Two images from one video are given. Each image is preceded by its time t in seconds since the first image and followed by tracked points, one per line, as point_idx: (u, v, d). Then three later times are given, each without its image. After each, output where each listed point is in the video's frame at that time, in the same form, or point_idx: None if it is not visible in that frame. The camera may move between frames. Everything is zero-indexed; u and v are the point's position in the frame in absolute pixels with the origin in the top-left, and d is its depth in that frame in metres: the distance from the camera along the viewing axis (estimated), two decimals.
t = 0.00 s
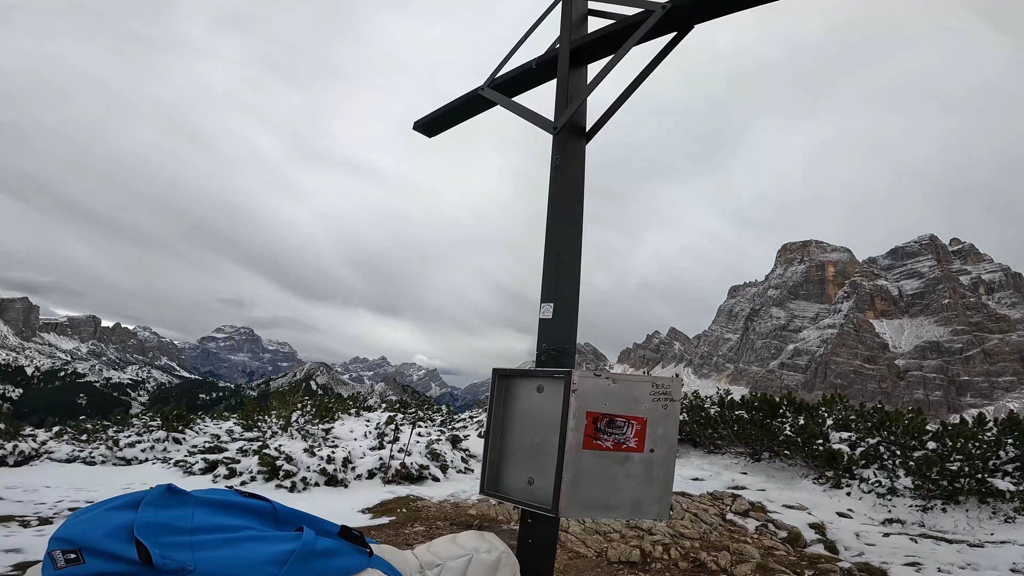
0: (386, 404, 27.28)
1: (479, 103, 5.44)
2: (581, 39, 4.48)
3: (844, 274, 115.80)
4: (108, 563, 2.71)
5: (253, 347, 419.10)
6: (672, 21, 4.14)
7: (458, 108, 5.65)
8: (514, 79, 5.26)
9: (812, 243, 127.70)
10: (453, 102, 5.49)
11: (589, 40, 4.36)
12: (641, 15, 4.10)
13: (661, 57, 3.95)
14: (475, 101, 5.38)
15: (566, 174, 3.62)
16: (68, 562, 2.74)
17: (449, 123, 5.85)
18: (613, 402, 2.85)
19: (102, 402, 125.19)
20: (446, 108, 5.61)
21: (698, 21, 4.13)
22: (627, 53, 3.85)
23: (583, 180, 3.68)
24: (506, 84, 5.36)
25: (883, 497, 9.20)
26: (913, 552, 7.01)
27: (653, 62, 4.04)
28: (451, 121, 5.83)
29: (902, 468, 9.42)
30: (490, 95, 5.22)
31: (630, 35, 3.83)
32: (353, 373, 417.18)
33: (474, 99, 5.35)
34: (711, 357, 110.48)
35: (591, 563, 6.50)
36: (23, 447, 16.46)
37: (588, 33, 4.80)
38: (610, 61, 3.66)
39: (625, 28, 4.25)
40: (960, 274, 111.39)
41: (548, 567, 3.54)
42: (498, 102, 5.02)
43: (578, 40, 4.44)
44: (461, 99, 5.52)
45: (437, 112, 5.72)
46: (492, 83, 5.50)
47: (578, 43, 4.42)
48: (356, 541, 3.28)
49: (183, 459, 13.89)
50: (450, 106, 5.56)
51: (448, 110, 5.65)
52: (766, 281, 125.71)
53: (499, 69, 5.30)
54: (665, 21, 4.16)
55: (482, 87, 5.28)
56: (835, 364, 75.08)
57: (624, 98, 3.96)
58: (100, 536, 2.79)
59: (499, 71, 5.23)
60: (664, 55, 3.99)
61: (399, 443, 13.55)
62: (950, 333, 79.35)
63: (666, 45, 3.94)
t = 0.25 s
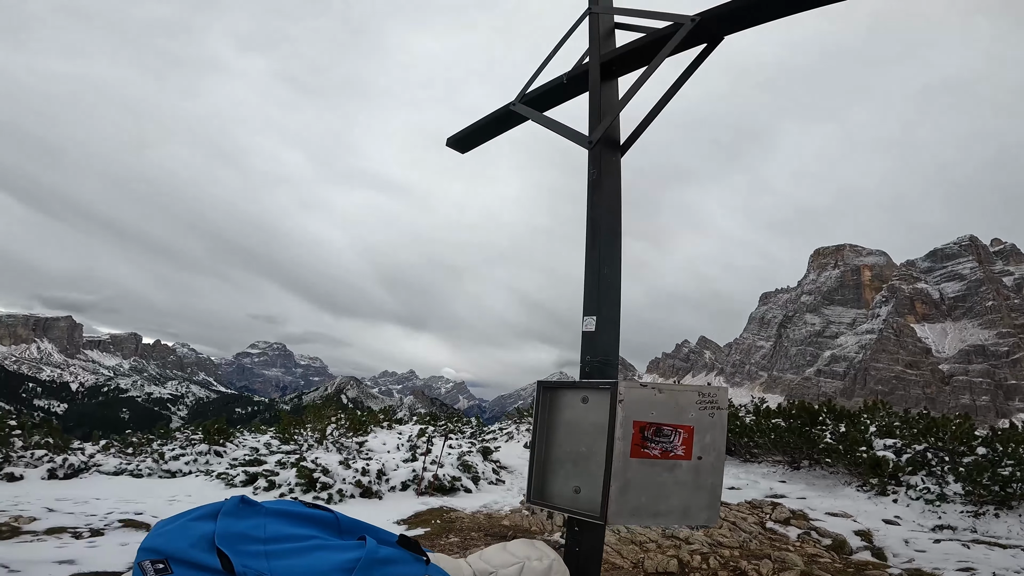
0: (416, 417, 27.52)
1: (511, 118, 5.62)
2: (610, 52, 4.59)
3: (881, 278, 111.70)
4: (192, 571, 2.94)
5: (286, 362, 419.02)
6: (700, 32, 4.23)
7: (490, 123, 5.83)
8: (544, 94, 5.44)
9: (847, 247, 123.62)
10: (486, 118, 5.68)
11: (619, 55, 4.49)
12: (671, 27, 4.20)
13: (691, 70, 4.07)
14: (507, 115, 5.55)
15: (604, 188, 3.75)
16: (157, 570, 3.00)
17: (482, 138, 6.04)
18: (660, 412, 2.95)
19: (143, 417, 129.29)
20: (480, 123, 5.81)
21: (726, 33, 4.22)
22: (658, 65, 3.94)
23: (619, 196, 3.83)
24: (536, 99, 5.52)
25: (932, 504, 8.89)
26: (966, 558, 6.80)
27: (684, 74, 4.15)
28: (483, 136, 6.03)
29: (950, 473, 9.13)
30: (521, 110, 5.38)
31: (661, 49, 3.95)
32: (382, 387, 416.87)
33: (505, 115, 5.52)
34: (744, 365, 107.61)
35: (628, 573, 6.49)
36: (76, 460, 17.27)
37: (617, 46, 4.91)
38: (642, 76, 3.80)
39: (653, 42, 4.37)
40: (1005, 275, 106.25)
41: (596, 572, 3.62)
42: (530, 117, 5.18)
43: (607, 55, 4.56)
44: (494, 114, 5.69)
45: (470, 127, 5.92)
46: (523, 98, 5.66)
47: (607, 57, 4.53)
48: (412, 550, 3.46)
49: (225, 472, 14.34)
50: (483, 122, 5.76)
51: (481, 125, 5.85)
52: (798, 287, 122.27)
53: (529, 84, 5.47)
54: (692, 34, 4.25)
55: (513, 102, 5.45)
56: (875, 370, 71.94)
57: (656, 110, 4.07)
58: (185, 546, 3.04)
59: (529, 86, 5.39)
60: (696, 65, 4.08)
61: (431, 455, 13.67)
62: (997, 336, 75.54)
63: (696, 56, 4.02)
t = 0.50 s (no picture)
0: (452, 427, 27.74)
1: (547, 128, 5.77)
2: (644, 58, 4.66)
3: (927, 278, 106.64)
4: None
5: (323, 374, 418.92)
6: (737, 39, 4.27)
7: (529, 131, 6.01)
8: (581, 103, 5.58)
9: (891, 247, 118.57)
10: (524, 127, 5.85)
11: (654, 61, 4.46)
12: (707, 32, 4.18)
13: (729, 76, 4.11)
14: (544, 125, 5.71)
15: (646, 198, 3.88)
16: None
17: (521, 147, 6.21)
18: (717, 415, 3.20)
19: (190, 429, 133.85)
20: (518, 133, 5.99)
21: (763, 37, 4.25)
22: (694, 73, 3.95)
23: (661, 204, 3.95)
24: (573, 107, 5.66)
25: (994, 507, 8.55)
26: None
27: (721, 79, 4.19)
28: (522, 145, 6.20)
29: (1014, 477, 8.77)
30: (558, 119, 5.51)
31: (698, 56, 3.94)
32: (416, 399, 416.41)
33: (543, 124, 5.66)
34: (785, 371, 103.95)
35: None
36: (130, 471, 18.14)
37: (650, 54, 4.93)
38: (680, 84, 3.85)
39: (689, 46, 4.33)
40: None
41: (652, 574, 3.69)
42: (567, 127, 5.32)
43: (641, 61, 4.56)
44: (531, 123, 5.86)
45: (509, 137, 6.11)
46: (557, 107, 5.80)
47: (641, 64, 4.52)
48: (474, 557, 3.64)
49: (271, 482, 14.81)
50: (521, 132, 5.94)
51: (519, 135, 6.01)
52: (840, 290, 117.93)
53: (565, 93, 5.61)
54: (727, 41, 4.30)
55: (550, 111, 5.61)
56: (926, 373, 68.08)
57: (695, 119, 4.17)
58: (265, 553, 3.25)
59: (566, 95, 5.52)
60: (731, 72, 4.13)
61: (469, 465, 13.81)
62: None
63: (731, 65, 4.10)
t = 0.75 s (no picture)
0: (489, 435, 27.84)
1: (581, 133, 5.82)
2: (674, 62, 4.59)
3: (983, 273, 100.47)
4: None
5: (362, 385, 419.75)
6: (771, 38, 4.22)
7: (563, 137, 6.07)
8: (614, 107, 5.61)
9: (941, 241, 112.71)
10: (558, 133, 5.91)
11: (687, 63, 4.37)
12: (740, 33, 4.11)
13: (764, 77, 4.06)
14: (578, 130, 5.76)
15: (686, 201, 3.90)
16: None
17: (555, 153, 6.29)
18: (771, 418, 3.22)
19: (237, 440, 138.65)
20: (553, 139, 6.06)
21: (797, 37, 4.18)
22: (728, 76, 3.90)
23: (701, 206, 3.97)
24: (606, 111, 5.69)
25: None
26: None
27: (757, 78, 4.14)
28: (556, 151, 6.28)
29: None
30: (591, 124, 5.57)
31: (733, 57, 3.85)
32: (452, 407, 416.63)
33: (576, 129, 5.72)
34: (831, 373, 99.65)
35: None
36: (184, 480, 18.98)
37: (681, 56, 4.84)
38: (712, 90, 3.86)
39: (723, 48, 4.24)
40: None
41: None
42: (601, 132, 5.37)
43: (672, 64, 4.51)
44: (565, 129, 5.92)
45: (544, 144, 6.20)
46: (590, 113, 5.82)
47: (673, 67, 4.46)
48: (528, 564, 3.69)
49: (316, 490, 15.24)
50: (556, 138, 6.01)
51: (554, 142, 6.09)
52: (888, 288, 112.41)
53: (598, 99, 5.64)
54: (761, 42, 4.25)
55: (583, 117, 5.66)
56: (984, 371, 63.70)
57: (733, 118, 4.15)
58: (324, 564, 3.34)
59: (599, 100, 5.56)
60: (769, 70, 4.03)
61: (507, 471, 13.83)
62: None
63: (766, 65, 4.01)
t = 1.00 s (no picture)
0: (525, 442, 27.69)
1: (613, 135, 5.66)
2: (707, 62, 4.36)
3: None
4: None
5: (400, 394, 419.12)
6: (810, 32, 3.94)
7: (594, 141, 5.94)
8: (646, 107, 5.42)
9: (996, 232, 105.77)
10: (590, 138, 5.80)
11: (716, 63, 4.14)
12: (774, 27, 3.84)
13: (805, 72, 3.78)
14: (609, 135, 5.62)
15: (726, 203, 3.72)
16: None
17: (588, 157, 6.17)
18: (829, 426, 3.04)
19: (282, 449, 143.08)
20: (584, 143, 5.95)
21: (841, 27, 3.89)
22: (765, 71, 3.66)
23: (742, 208, 3.78)
24: (639, 113, 5.52)
25: None
26: None
27: (798, 75, 3.86)
28: (588, 155, 6.14)
29: None
30: (623, 128, 5.41)
31: (766, 54, 3.61)
32: (488, 415, 417.36)
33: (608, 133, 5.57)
34: (882, 373, 94.66)
35: None
36: (233, 490, 19.63)
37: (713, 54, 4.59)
38: (750, 85, 3.65)
39: (755, 45, 3.99)
40: None
41: None
42: (634, 135, 5.21)
43: (703, 63, 4.29)
44: (597, 133, 5.79)
45: (576, 149, 6.10)
46: (620, 116, 5.68)
47: (704, 67, 4.23)
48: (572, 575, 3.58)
49: (358, 499, 15.45)
50: (587, 143, 5.89)
51: (585, 146, 5.97)
52: (940, 284, 106.18)
53: (629, 100, 5.47)
54: (800, 35, 3.96)
55: (614, 120, 5.52)
56: None
57: (773, 116, 3.91)
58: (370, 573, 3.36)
59: (629, 103, 5.38)
60: (807, 68, 3.80)
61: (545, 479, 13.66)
62: None
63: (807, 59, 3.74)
